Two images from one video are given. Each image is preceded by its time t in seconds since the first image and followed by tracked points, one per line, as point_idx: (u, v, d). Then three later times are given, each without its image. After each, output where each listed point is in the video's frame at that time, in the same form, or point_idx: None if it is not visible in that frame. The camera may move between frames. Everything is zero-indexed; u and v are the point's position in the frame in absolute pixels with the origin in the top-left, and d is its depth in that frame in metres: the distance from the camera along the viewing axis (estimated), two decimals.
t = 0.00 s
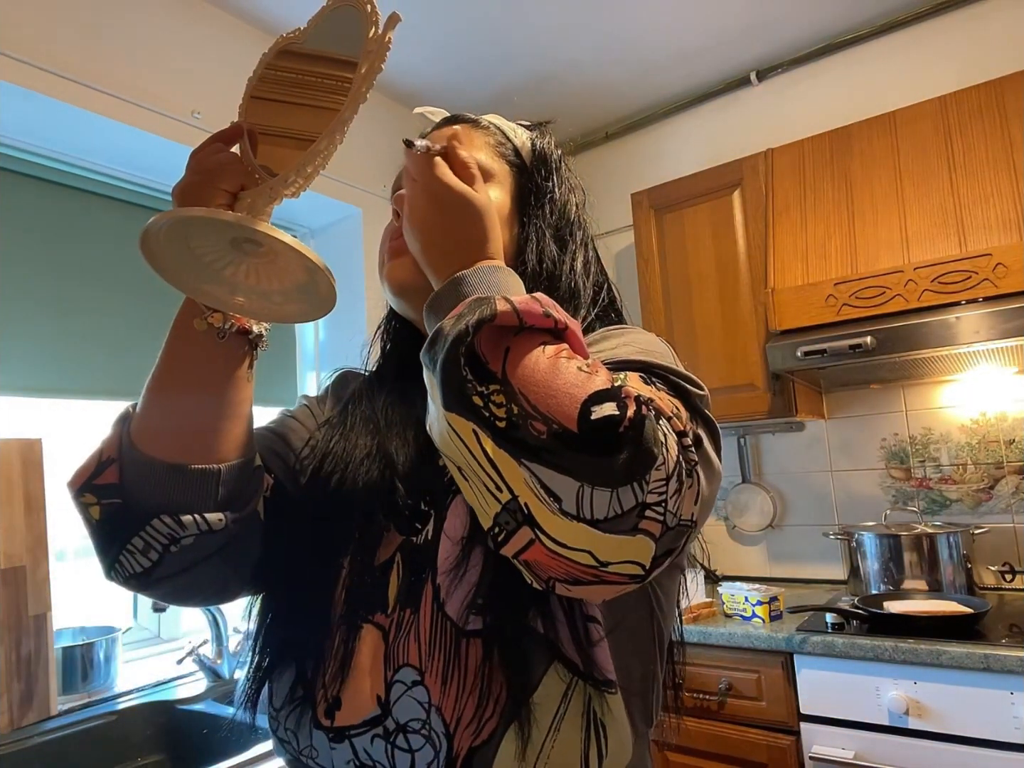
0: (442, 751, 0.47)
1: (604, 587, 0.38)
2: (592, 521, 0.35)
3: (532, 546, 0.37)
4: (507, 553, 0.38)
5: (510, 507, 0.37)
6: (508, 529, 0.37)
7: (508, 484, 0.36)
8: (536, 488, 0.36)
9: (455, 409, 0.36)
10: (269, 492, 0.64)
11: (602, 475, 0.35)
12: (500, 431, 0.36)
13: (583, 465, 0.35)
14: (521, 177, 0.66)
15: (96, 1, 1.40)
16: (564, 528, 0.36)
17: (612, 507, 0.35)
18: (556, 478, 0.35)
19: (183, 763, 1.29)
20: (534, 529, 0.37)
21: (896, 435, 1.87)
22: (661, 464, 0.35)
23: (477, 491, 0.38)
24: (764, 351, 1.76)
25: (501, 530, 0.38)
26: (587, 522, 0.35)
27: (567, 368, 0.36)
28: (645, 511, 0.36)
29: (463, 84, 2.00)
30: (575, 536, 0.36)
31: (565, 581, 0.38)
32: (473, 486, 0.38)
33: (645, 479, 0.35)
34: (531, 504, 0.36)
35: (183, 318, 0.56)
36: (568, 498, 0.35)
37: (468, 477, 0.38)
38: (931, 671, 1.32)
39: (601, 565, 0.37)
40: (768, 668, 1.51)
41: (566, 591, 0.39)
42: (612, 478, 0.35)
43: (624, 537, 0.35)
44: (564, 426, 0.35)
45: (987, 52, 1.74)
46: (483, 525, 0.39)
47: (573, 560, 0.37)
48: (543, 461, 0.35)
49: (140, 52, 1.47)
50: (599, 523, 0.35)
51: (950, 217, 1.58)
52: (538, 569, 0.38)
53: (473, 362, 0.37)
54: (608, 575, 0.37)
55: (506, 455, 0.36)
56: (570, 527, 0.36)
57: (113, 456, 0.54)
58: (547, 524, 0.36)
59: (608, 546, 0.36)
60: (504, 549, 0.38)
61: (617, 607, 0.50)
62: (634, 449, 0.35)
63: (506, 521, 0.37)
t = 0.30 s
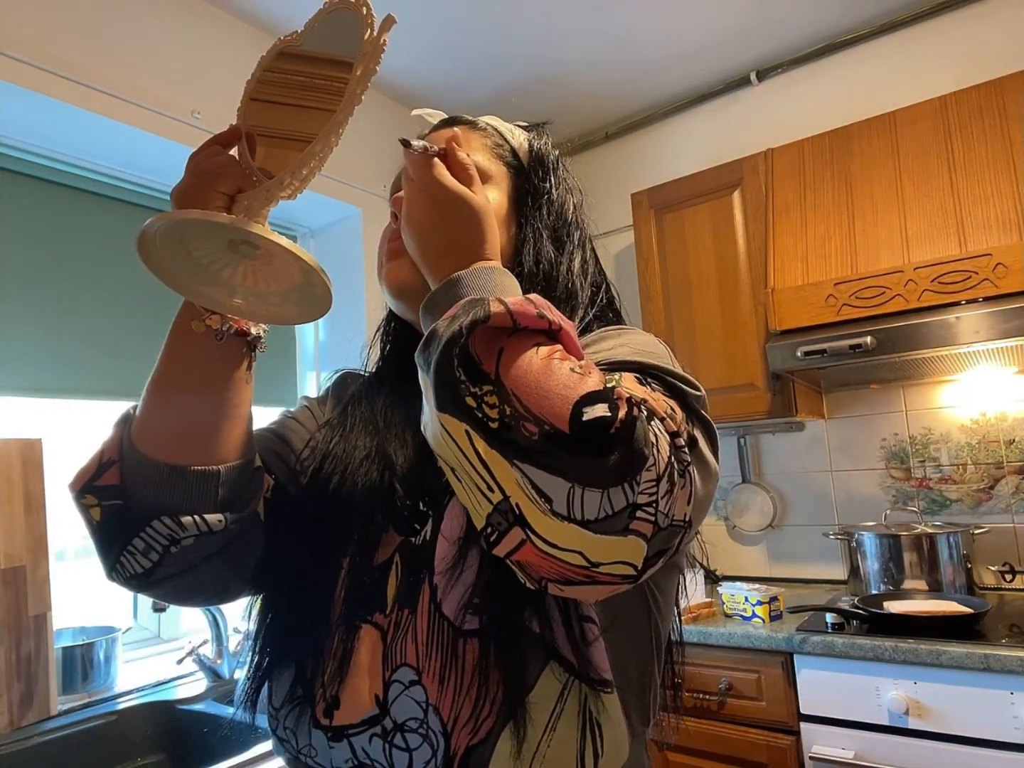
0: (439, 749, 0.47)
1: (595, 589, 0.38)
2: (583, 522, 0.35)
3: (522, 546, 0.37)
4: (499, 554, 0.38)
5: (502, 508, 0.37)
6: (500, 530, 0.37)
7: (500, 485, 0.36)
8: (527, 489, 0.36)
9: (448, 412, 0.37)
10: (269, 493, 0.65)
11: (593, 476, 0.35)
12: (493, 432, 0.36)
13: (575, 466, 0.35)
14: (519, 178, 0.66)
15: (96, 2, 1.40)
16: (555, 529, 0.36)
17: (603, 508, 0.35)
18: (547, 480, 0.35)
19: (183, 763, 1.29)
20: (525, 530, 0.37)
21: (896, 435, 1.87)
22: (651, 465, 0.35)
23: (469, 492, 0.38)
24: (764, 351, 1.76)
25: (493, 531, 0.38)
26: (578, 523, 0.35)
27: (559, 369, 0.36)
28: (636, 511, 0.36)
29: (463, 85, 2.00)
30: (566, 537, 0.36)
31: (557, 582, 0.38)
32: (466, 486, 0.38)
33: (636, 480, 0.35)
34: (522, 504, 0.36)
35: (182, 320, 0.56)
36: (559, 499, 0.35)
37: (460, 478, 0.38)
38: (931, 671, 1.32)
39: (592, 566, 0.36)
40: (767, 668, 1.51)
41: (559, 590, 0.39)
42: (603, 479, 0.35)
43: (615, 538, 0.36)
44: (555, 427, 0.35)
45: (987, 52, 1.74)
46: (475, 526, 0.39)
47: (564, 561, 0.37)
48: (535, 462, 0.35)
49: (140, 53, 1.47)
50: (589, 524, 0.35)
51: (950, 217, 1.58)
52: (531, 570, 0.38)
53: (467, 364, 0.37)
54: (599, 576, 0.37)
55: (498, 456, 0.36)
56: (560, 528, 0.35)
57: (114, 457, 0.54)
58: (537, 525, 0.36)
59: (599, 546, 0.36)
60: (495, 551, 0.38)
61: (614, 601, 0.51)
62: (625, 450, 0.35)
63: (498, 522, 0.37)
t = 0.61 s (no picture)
0: (437, 749, 0.47)
1: (594, 589, 0.38)
2: (580, 523, 0.35)
3: (520, 547, 0.37)
4: (497, 554, 0.38)
5: (499, 509, 0.37)
6: (498, 531, 0.38)
7: (497, 485, 0.36)
8: (524, 489, 0.36)
9: (446, 413, 0.37)
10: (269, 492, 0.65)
11: (590, 477, 0.35)
12: (490, 433, 0.36)
13: (571, 467, 0.35)
14: (520, 180, 0.66)
15: (96, 2, 1.40)
16: (553, 531, 0.36)
17: (600, 509, 0.35)
18: (545, 480, 0.35)
19: (183, 763, 1.29)
20: (523, 531, 0.37)
21: (897, 435, 1.87)
22: (649, 466, 0.35)
23: (467, 492, 0.38)
24: (764, 351, 1.76)
25: (492, 532, 0.38)
26: (575, 523, 0.35)
27: (557, 371, 0.36)
28: (634, 512, 0.35)
29: (463, 85, 2.00)
30: (563, 537, 0.36)
31: (554, 582, 0.38)
32: (464, 487, 0.38)
33: (634, 481, 0.35)
34: (519, 504, 0.36)
35: (182, 319, 0.56)
36: (556, 501, 0.35)
37: (459, 478, 0.38)
38: (931, 671, 1.32)
39: (590, 566, 0.36)
40: (767, 668, 1.51)
41: (557, 592, 0.39)
42: (599, 480, 0.35)
43: (613, 540, 0.35)
44: (552, 428, 0.35)
45: (986, 52, 1.74)
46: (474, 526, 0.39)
47: (561, 561, 0.37)
48: (533, 464, 0.35)
49: (140, 53, 1.47)
50: (587, 525, 0.35)
51: (950, 217, 1.58)
52: (528, 570, 0.38)
53: (465, 365, 0.37)
54: (597, 576, 0.37)
55: (495, 456, 0.36)
56: (557, 529, 0.35)
57: (114, 455, 0.54)
58: (534, 524, 0.36)
59: (597, 547, 0.36)
60: (494, 551, 0.38)
61: (614, 602, 0.50)
62: (623, 451, 0.35)
63: (496, 523, 0.37)
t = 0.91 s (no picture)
0: (443, 750, 0.48)
1: (610, 579, 0.38)
2: (607, 507, 0.36)
3: (543, 532, 0.37)
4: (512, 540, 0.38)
5: (524, 491, 0.36)
6: (519, 513, 0.37)
7: (524, 466, 0.36)
8: (553, 472, 0.36)
9: (474, 391, 0.36)
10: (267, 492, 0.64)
11: (617, 463, 0.35)
12: (518, 415, 0.36)
13: (600, 451, 0.35)
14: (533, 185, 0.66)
15: (96, 2, 1.40)
16: (579, 513, 0.36)
17: (626, 495, 0.36)
18: (573, 464, 0.35)
19: (183, 763, 1.29)
20: (548, 513, 0.36)
21: (897, 435, 1.87)
22: (672, 457, 0.37)
23: (486, 475, 0.37)
24: (764, 351, 1.76)
25: (510, 516, 0.37)
26: (601, 507, 0.36)
27: (584, 358, 0.36)
28: (654, 502, 0.37)
29: (463, 84, 2.00)
30: (590, 522, 0.36)
31: (571, 570, 0.37)
32: (484, 469, 0.37)
33: (657, 471, 0.36)
34: (546, 487, 0.36)
35: (177, 320, 0.56)
36: (584, 484, 0.35)
37: (478, 461, 0.37)
38: (930, 671, 1.32)
39: (612, 553, 0.37)
40: (768, 668, 1.51)
41: (571, 581, 0.38)
42: (627, 465, 0.35)
43: (636, 526, 0.36)
44: (582, 412, 0.35)
45: (986, 52, 1.74)
46: (489, 511, 0.38)
47: (584, 546, 0.37)
48: (561, 446, 0.35)
49: (140, 53, 1.47)
50: (612, 510, 0.36)
51: (950, 217, 1.58)
52: (546, 557, 0.38)
53: (492, 347, 0.37)
54: (617, 564, 0.37)
55: (522, 438, 0.36)
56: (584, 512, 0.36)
57: (108, 457, 0.54)
58: (560, 508, 0.36)
59: (619, 534, 0.36)
60: (512, 536, 0.37)
61: (617, 600, 0.51)
62: (649, 440, 0.36)
63: (517, 506, 0.37)
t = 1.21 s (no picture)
0: (452, 746, 0.48)
1: (626, 561, 0.38)
2: (628, 484, 0.36)
3: (565, 509, 0.37)
4: (531, 519, 0.38)
5: (545, 469, 0.37)
6: (539, 492, 0.38)
7: (545, 444, 0.37)
8: (574, 449, 0.36)
9: (495, 369, 0.37)
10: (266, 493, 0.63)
11: (639, 442, 0.36)
12: (540, 395, 0.37)
13: (621, 429, 0.36)
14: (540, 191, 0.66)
15: (97, 2, 1.40)
16: (600, 491, 0.36)
17: (647, 474, 0.36)
18: (595, 442, 0.36)
19: (183, 763, 1.29)
20: (569, 490, 0.37)
21: (896, 435, 1.87)
22: (690, 439, 0.37)
23: (506, 454, 0.38)
24: (764, 351, 1.76)
25: (529, 494, 0.38)
26: (621, 485, 0.36)
27: (604, 343, 0.38)
28: (673, 483, 0.37)
29: (463, 84, 2.00)
30: (611, 499, 0.36)
31: (589, 551, 0.38)
32: (503, 448, 0.38)
33: (676, 452, 0.37)
34: (568, 464, 0.37)
35: (177, 315, 0.54)
36: (606, 462, 0.36)
37: (498, 442, 0.38)
38: (931, 671, 1.32)
39: (630, 533, 0.37)
40: (768, 668, 1.51)
41: (586, 566, 0.39)
42: (646, 446, 0.36)
43: (655, 506, 0.37)
44: (604, 392, 0.36)
45: (986, 53, 1.75)
46: (506, 493, 0.39)
47: (604, 526, 0.37)
48: (582, 425, 0.36)
49: (140, 52, 1.47)
50: (633, 488, 0.36)
51: (950, 217, 1.58)
52: (563, 538, 0.38)
53: (514, 329, 0.38)
54: (634, 546, 0.38)
55: (543, 417, 0.37)
56: (605, 489, 0.36)
57: (105, 457, 0.54)
58: (582, 485, 0.37)
59: (638, 513, 0.37)
60: (530, 514, 0.38)
61: (620, 594, 0.51)
62: (669, 421, 0.36)
63: (538, 484, 0.38)
